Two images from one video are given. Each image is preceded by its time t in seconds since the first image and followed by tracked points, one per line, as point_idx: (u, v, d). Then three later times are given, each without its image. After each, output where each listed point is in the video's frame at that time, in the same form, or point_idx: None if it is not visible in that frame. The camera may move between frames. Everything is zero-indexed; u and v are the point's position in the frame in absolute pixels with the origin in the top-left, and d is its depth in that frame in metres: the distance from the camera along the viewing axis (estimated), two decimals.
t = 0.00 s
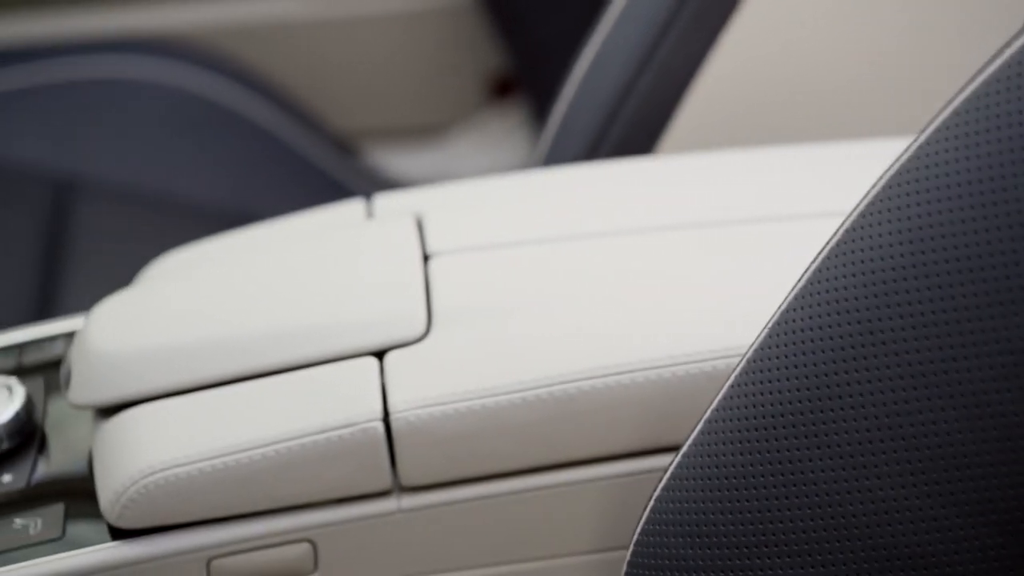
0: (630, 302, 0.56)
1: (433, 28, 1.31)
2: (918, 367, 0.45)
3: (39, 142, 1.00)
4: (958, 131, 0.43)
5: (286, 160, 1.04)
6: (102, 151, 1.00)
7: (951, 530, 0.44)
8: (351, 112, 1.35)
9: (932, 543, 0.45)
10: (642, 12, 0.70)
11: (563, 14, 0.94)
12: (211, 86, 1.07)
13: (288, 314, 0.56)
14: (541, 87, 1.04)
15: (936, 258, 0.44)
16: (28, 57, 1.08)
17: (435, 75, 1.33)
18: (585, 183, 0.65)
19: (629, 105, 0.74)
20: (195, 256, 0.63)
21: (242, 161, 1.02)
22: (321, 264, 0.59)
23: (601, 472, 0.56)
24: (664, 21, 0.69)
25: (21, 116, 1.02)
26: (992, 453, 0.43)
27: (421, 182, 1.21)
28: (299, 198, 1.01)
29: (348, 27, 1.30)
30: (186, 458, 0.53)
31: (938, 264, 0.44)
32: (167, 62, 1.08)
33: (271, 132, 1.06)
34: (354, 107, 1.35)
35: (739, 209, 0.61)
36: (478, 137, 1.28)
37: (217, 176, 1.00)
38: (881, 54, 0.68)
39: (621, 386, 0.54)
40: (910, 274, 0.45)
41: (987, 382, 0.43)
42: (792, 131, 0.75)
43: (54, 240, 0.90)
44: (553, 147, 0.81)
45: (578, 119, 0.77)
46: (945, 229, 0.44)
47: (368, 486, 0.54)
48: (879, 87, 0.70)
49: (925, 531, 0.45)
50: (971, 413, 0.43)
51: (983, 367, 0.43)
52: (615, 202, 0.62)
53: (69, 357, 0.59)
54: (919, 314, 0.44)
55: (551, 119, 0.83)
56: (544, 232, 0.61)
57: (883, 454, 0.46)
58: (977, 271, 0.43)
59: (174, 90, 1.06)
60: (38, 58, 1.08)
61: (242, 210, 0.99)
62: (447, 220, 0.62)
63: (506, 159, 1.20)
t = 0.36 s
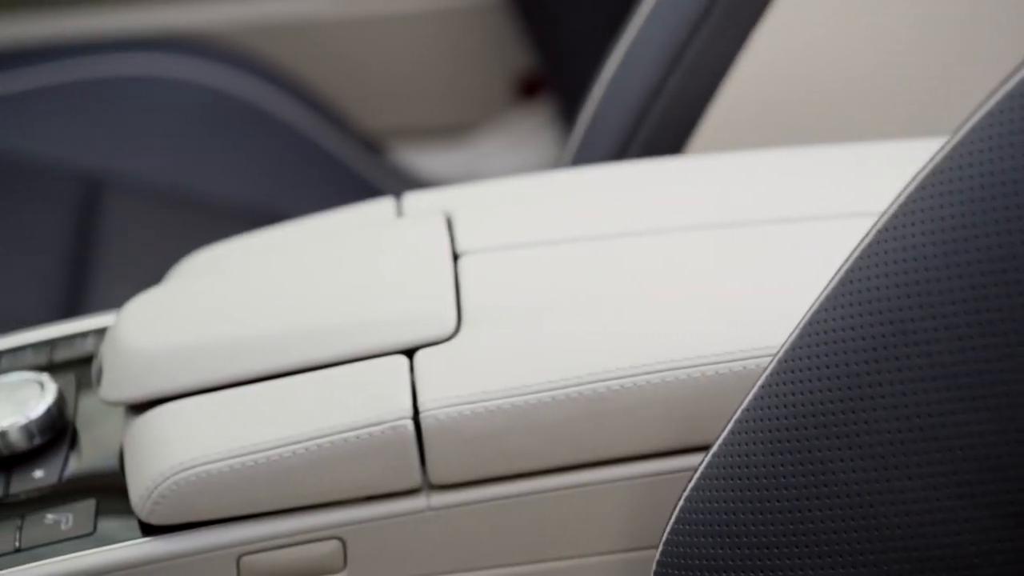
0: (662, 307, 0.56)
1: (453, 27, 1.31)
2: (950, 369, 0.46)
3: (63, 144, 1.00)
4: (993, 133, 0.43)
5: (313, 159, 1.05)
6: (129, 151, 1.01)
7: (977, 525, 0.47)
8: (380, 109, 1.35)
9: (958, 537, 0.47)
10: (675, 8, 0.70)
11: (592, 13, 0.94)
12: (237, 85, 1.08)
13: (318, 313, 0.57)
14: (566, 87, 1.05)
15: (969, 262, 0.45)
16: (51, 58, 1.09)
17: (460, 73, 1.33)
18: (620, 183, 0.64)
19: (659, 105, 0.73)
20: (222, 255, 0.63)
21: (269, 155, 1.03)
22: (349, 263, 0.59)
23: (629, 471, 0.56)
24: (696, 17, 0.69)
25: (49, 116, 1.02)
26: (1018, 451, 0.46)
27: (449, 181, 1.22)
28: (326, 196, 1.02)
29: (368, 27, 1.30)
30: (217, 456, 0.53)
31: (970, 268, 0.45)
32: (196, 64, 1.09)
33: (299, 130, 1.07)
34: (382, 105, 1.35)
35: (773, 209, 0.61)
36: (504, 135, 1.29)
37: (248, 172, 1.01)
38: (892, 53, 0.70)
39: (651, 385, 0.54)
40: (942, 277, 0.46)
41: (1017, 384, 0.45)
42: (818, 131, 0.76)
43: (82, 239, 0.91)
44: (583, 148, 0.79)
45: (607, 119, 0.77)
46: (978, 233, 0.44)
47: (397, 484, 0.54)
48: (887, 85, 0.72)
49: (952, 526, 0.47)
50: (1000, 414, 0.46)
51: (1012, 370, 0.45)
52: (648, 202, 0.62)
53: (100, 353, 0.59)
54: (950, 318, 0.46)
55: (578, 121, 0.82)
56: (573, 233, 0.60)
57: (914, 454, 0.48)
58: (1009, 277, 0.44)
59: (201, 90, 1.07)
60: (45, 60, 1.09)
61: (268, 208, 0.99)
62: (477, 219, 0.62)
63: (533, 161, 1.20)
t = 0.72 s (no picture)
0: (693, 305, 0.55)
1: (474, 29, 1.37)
2: (981, 370, 0.46)
3: (101, 143, 1.05)
4: None
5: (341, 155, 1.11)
6: (163, 149, 1.06)
7: (1009, 525, 0.47)
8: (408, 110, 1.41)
9: (989, 538, 0.47)
10: (704, 8, 0.70)
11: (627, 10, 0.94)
12: (266, 83, 1.13)
13: (347, 311, 0.57)
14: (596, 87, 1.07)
15: (1002, 263, 0.45)
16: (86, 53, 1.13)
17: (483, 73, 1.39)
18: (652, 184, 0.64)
19: (687, 104, 0.73)
20: (250, 253, 0.63)
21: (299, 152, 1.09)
22: (378, 261, 0.59)
23: (658, 470, 0.56)
24: (727, 17, 0.69)
25: (86, 114, 1.07)
26: None
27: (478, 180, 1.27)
28: (356, 194, 1.08)
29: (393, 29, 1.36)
30: (248, 453, 0.53)
31: (1004, 269, 0.45)
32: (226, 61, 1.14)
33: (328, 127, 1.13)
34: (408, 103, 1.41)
35: (807, 211, 0.60)
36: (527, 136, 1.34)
37: (278, 171, 1.06)
38: (892, 53, 0.69)
39: (680, 385, 0.53)
40: (974, 278, 0.46)
41: None
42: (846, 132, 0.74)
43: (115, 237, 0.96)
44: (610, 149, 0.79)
45: (635, 120, 0.76)
46: (1011, 234, 0.44)
47: (426, 482, 0.54)
48: (886, 85, 0.71)
49: (983, 526, 0.47)
50: None
51: None
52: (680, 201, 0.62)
53: (131, 349, 0.60)
54: (983, 319, 0.46)
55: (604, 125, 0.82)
56: (606, 232, 0.60)
57: (944, 455, 0.48)
58: None
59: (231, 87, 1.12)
60: (58, 60, 1.12)
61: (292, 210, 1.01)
62: (507, 216, 0.62)
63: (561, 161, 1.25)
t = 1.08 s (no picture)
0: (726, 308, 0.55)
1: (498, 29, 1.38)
2: (1014, 370, 0.46)
3: (132, 142, 1.07)
4: None
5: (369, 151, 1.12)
6: (187, 145, 1.07)
7: None
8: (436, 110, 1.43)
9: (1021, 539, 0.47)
10: (735, 8, 0.70)
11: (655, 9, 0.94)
12: (278, 78, 1.15)
13: (376, 310, 0.57)
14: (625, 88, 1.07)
15: None
16: (116, 52, 1.16)
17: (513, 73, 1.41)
18: (687, 184, 0.63)
19: (717, 104, 0.72)
20: (280, 250, 0.64)
21: (328, 151, 1.10)
22: (407, 260, 0.59)
23: (686, 471, 0.55)
24: (756, 18, 0.69)
25: (118, 114, 1.09)
26: None
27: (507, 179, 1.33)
28: (383, 192, 1.08)
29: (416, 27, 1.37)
30: (278, 450, 0.53)
31: None
32: (252, 59, 1.16)
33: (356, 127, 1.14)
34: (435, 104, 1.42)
35: (837, 211, 0.60)
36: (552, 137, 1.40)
37: (306, 167, 1.08)
38: (896, 54, 0.69)
39: (711, 386, 0.53)
40: (1008, 278, 0.45)
41: None
42: (874, 130, 0.74)
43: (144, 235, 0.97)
44: (642, 146, 0.79)
45: (664, 121, 0.76)
46: None
47: (455, 481, 0.55)
48: (886, 85, 0.72)
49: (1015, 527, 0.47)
50: None
51: None
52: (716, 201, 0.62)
53: (162, 347, 0.60)
54: (1016, 319, 0.45)
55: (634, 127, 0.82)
56: (639, 233, 0.60)
57: (976, 456, 0.47)
58: None
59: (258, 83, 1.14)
60: (60, 64, 1.13)
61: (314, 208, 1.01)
62: (537, 216, 0.62)
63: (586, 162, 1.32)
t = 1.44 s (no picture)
0: (758, 305, 0.55)
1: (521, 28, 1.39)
2: None
3: (161, 142, 1.09)
4: None
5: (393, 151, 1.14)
6: (213, 145, 1.10)
7: None
8: (460, 109, 1.45)
9: None
10: (762, 7, 0.70)
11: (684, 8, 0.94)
12: (303, 76, 1.18)
13: (403, 309, 0.57)
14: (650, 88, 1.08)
15: None
16: (140, 50, 1.16)
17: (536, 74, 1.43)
18: (716, 186, 0.63)
19: (744, 103, 0.72)
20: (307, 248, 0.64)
21: (359, 151, 1.13)
22: (434, 259, 0.60)
23: (713, 470, 0.55)
24: (784, 20, 0.69)
25: (147, 113, 1.11)
26: None
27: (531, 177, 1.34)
28: (410, 190, 1.11)
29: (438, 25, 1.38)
30: (307, 448, 0.53)
31: None
32: (280, 58, 1.19)
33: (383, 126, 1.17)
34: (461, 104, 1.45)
35: (862, 213, 0.60)
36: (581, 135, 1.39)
37: (333, 167, 1.10)
38: (899, 53, 0.69)
39: (739, 386, 0.53)
40: None
41: None
42: (906, 130, 0.74)
43: (174, 232, 0.99)
44: (668, 146, 0.79)
45: (690, 122, 0.76)
46: None
47: (483, 479, 0.55)
48: (893, 86, 0.71)
49: None
50: None
51: None
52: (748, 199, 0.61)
53: (190, 344, 0.60)
54: None
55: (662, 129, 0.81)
56: (671, 231, 0.60)
57: (1006, 456, 0.47)
58: None
59: (287, 84, 1.18)
60: (74, 62, 1.14)
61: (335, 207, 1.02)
62: (565, 215, 0.62)
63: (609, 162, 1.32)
